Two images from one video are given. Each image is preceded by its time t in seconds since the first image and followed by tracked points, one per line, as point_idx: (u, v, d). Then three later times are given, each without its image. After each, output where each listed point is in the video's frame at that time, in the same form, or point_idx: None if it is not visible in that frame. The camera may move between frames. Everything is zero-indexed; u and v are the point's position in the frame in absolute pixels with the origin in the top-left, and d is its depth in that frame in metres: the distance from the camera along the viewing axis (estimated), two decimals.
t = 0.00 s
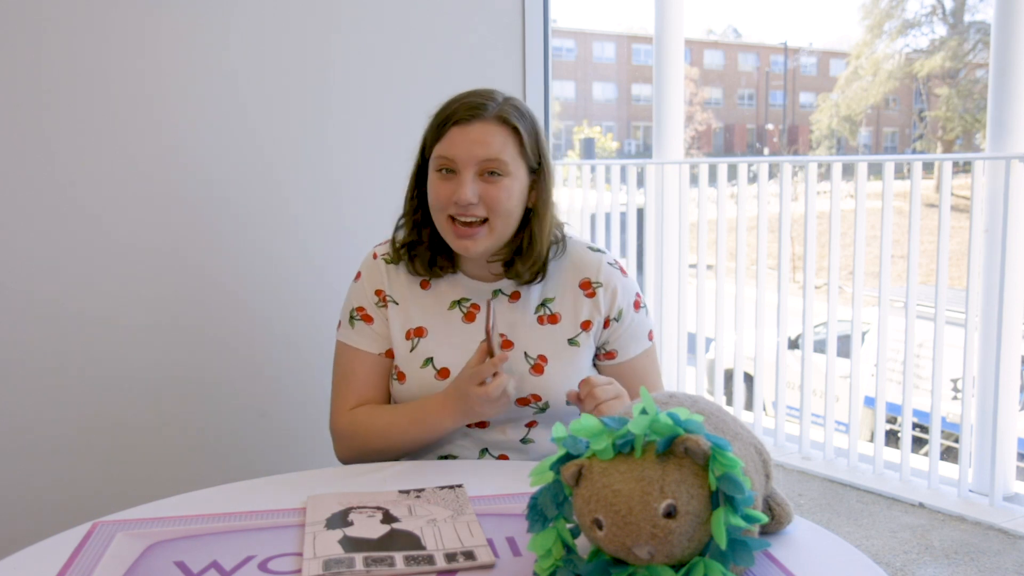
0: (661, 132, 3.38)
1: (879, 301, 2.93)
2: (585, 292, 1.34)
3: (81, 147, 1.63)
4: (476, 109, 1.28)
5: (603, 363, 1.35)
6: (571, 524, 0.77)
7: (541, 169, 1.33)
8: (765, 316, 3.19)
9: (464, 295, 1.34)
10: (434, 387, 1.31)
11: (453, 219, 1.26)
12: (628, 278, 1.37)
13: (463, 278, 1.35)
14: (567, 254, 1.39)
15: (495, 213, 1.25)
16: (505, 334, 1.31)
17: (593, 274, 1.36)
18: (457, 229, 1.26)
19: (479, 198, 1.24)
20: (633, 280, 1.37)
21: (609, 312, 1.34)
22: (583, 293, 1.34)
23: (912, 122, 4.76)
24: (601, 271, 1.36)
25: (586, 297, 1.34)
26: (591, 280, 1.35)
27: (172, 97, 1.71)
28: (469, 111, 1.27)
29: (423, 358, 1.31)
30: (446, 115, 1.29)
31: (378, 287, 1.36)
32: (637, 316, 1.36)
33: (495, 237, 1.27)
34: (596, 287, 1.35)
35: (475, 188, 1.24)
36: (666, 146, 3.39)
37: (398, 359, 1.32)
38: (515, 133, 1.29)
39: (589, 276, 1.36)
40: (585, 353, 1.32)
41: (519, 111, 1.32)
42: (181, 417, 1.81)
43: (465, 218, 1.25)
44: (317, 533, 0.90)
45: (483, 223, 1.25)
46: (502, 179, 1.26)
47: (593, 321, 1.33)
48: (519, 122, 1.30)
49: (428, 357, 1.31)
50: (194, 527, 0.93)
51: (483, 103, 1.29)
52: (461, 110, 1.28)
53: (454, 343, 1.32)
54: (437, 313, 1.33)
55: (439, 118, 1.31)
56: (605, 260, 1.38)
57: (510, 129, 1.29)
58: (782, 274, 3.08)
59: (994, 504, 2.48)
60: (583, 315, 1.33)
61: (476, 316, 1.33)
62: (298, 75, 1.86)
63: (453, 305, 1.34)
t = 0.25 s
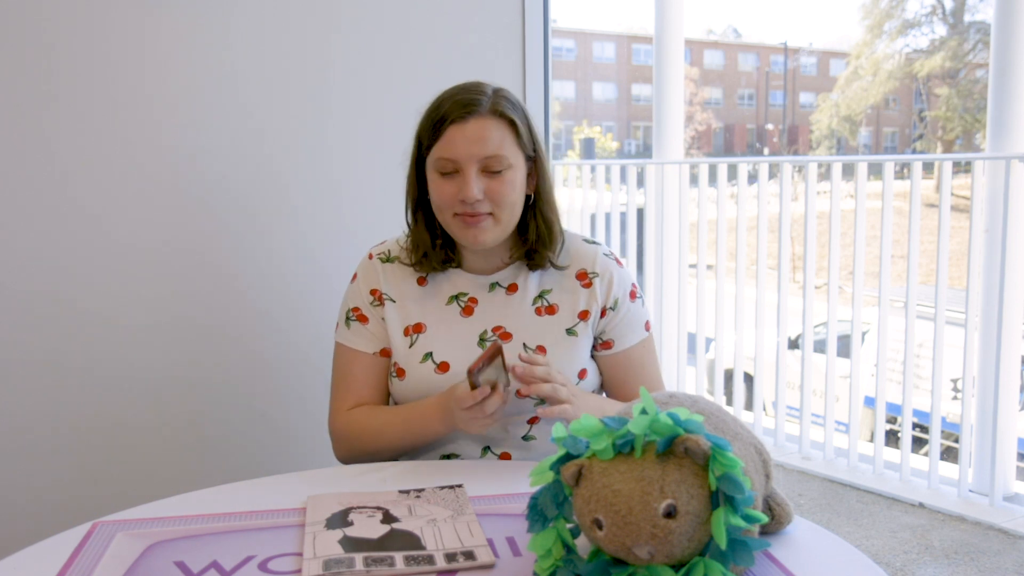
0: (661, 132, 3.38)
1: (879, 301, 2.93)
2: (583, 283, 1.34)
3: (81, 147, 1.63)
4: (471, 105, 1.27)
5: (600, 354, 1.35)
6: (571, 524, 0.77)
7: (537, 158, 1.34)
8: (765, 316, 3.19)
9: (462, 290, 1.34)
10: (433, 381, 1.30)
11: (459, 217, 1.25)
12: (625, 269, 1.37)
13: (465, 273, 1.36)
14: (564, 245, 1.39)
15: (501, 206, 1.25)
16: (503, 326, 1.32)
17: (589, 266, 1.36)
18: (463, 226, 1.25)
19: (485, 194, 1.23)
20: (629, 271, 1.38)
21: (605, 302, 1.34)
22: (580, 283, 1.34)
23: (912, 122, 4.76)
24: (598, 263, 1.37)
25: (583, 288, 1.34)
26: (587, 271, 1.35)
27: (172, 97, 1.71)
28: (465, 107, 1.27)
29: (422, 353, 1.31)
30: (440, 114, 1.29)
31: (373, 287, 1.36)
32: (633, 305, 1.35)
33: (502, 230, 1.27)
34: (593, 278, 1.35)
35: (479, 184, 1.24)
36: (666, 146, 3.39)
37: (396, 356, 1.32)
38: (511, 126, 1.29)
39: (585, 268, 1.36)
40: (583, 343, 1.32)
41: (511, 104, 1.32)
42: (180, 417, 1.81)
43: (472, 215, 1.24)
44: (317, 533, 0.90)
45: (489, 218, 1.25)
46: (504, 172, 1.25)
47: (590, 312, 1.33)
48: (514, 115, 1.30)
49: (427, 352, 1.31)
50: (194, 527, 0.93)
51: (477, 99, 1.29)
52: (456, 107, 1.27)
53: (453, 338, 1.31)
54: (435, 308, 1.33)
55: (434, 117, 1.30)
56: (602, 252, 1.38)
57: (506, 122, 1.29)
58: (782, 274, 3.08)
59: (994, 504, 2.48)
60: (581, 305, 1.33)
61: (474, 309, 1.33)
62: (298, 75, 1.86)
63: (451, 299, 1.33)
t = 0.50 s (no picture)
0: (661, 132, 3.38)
1: (879, 301, 2.93)
2: (581, 277, 1.34)
3: (81, 147, 1.63)
4: (473, 121, 1.24)
5: (597, 348, 1.34)
6: (571, 524, 0.77)
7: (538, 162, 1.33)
8: (765, 316, 3.19)
9: (462, 284, 1.34)
10: (434, 374, 1.30)
11: (467, 230, 1.25)
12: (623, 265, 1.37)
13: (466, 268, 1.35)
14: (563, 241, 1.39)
15: (510, 217, 1.25)
16: (502, 318, 1.32)
17: (588, 260, 1.36)
18: (473, 239, 1.25)
19: (494, 209, 1.23)
20: (626, 266, 1.38)
21: (603, 296, 1.34)
22: (579, 277, 1.34)
23: (912, 122, 4.77)
24: (596, 258, 1.37)
25: (581, 282, 1.34)
26: (585, 266, 1.35)
27: (171, 97, 1.71)
28: (467, 122, 1.24)
29: (423, 346, 1.31)
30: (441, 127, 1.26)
31: (373, 282, 1.36)
32: (630, 300, 1.35)
33: (509, 239, 1.27)
34: (591, 272, 1.35)
35: (487, 200, 1.23)
36: (666, 146, 3.39)
37: (397, 349, 1.32)
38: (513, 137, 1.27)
39: (584, 262, 1.36)
40: (582, 337, 1.32)
41: (509, 111, 1.29)
42: (180, 417, 1.81)
43: (481, 229, 1.24)
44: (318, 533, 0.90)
45: (498, 231, 1.25)
46: (510, 186, 1.24)
47: (589, 305, 1.33)
48: (515, 125, 1.28)
49: (427, 345, 1.31)
50: (194, 527, 0.93)
51: (479, 110, 1.26)
52: (457, 124, 1.24)
53: (453, 332, 1.31)
54: (435, 301, 1.33)
55: (433, 129, 1.27)
56: (600, 248, 1.38)
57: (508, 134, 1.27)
58: (782, 274, 3.08)
59: (994, 504, 2.48)
60: (580, 298, 1.33)
61: (474, 303, 1.33)
62: (298, 75, 1.85)
63: (452, 294, 1.33)
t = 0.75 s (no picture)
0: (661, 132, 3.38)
1: (879, 301, 2.93)
2: (583, 275, 1.34)
3: (81, 147, 1.63)
4: (478, 125, 1.23)
5: (599, 346, 1.34)
6: (571, 524, 0.77)
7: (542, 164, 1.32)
8: (765, 316, 3.19)
9: (464, 282, 1.34)
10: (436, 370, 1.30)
11: (472, 232, 1.25)
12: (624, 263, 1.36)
13: (471, 267, 1.35)
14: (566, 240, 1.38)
15: (515, 221, 1.25)
16: (504, 316, 1.32)
17: (589, 258, 1.36)
18: (478, 241, 1.25)
19: (499, 213, 1.23)
20: (628, 265, 1.37)
21: (605, 294, 1.34)
22: (581, 275, 1.34)
23: (912, 122, 4.77)
24: (598, 257, 1.36)
25: (583, 280, 1.34)
26: (587, 264, 1.35)
27: (171, 98, 1.71)
28: (473, 125, 1.23)
29: (425, 342, 1.31)
30: (445, 131, 1.25)
31: (374, 280, 1.36)
32: (631, 297, 1.34)
33: (514, 240, 1.27)
34: (593, 270, 1.35)
35: (493, 204, 1.23)
36: (666, 146, 3.39)
37: (399, 345, 1.32)
38: (517, 140, 1.27)
39: (586, 260, 1.35)
40: (583, 334, 1.32)
41: (513, 114, 1.29)
42: (180, 417, 1.81)
43: (486, 231, 1.24)
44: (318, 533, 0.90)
45: (503, 233, 1.25)
46: (515, 190, 1.24)
47: (590, 302, 1.33)
48: (519, 128, 1.28)
49: (430, 341, 1.31)
50: (194, 527, 0.93)
51: (483, 114, 1.25)
52: (463, 128, 1.23)
53: (455, 329, 1.31)
54: (437, 299, 1.33)
55: (437, 132, 1.27)
56: (601, 247, 1.38)
57: (513, 138, 1.26)
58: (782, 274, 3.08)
59: (994, 504, 2.48)
60: (581, 295, 1.33)
61: (476, 301, 1.33)
62: (298, 75, 1.85)
63: (454, 291, 1.33)
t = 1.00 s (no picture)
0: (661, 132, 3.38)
1: (879, 301, 2.93)
2: (584, 276, 1.34)
3: (81, 147, 1.63)
4: (490, 129, 1.23)
5: (600, 346, 1.34)
6: (571, 524, 0.77)
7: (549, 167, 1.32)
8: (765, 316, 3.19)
9: (466, 281, 1.34)
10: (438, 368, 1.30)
11: (476, 234, 1.26)
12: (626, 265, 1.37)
13: (472, 267, 1.35)
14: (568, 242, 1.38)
15: (519, 226, 1.25)
16: (505, 316, 1.32)
17: (591, 260, 1.36)
18: (481, 243, 1.26)
19: (505, 218, 1.23)
20: (629, 267, 1.38)
21: (606, 295, 1.34)
22: (582, 276, 1.34)
23: (912, 122, 4.77)
24: (599, 258, 1.36)
25: (585, 281, 1.34)
26: (589, 265, 1.35)
27: (171, 98, 1.71)
28: (483, 130, 1.23)
29: (426, 341, 1.31)
30: (456, 133, 1.24)
31: (375, 278, 1.36)
32: (631, 300, 1.35)
33: (516, 244, 1.28)
34: (594, 271, 1.35)
35: (499, 209, 1.23)
36: (666, 146, 3.39)
37: (400, 344, 1.32)
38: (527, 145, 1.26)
39: (587, 261, 1.35)
40: (584, 335, 1.32)
41: (524, 117, 1.28)
42: (180, 417, 1.81)
43: (490, 235, 1.25)
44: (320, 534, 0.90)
45: (506, 237, 1.26)
46: (522, 195, 1.25)
47: (592, 303, 1.33)
48: (529, 132, 1.27)
49: (431, 340, 1.31)
50: (193, 527, 0.93)
51: (494, 117, 1.24)
52: (474, 132, 1.23)
53: (456, 329, 1.31)
54: (438, 298, 1.33)
55: (446, 133, 1.26)
56: (603, 248, 1.38)
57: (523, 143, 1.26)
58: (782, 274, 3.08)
59: (994, 504, 2.48)
60: (583, 296, 1.33)
61: (478, 300, 1.33)
62: (298, 75, 1.85)
63: (455, 291, 1.33)
